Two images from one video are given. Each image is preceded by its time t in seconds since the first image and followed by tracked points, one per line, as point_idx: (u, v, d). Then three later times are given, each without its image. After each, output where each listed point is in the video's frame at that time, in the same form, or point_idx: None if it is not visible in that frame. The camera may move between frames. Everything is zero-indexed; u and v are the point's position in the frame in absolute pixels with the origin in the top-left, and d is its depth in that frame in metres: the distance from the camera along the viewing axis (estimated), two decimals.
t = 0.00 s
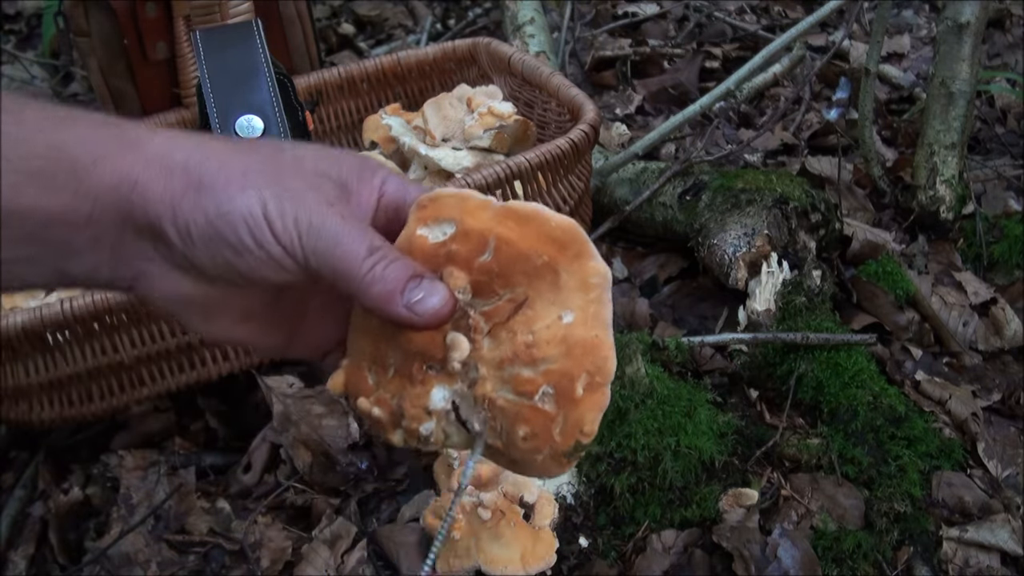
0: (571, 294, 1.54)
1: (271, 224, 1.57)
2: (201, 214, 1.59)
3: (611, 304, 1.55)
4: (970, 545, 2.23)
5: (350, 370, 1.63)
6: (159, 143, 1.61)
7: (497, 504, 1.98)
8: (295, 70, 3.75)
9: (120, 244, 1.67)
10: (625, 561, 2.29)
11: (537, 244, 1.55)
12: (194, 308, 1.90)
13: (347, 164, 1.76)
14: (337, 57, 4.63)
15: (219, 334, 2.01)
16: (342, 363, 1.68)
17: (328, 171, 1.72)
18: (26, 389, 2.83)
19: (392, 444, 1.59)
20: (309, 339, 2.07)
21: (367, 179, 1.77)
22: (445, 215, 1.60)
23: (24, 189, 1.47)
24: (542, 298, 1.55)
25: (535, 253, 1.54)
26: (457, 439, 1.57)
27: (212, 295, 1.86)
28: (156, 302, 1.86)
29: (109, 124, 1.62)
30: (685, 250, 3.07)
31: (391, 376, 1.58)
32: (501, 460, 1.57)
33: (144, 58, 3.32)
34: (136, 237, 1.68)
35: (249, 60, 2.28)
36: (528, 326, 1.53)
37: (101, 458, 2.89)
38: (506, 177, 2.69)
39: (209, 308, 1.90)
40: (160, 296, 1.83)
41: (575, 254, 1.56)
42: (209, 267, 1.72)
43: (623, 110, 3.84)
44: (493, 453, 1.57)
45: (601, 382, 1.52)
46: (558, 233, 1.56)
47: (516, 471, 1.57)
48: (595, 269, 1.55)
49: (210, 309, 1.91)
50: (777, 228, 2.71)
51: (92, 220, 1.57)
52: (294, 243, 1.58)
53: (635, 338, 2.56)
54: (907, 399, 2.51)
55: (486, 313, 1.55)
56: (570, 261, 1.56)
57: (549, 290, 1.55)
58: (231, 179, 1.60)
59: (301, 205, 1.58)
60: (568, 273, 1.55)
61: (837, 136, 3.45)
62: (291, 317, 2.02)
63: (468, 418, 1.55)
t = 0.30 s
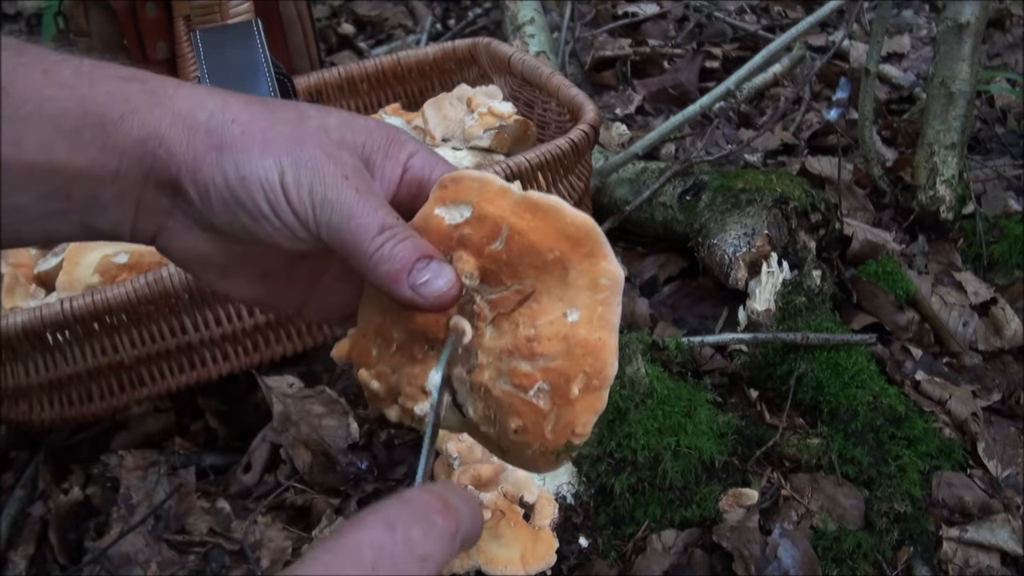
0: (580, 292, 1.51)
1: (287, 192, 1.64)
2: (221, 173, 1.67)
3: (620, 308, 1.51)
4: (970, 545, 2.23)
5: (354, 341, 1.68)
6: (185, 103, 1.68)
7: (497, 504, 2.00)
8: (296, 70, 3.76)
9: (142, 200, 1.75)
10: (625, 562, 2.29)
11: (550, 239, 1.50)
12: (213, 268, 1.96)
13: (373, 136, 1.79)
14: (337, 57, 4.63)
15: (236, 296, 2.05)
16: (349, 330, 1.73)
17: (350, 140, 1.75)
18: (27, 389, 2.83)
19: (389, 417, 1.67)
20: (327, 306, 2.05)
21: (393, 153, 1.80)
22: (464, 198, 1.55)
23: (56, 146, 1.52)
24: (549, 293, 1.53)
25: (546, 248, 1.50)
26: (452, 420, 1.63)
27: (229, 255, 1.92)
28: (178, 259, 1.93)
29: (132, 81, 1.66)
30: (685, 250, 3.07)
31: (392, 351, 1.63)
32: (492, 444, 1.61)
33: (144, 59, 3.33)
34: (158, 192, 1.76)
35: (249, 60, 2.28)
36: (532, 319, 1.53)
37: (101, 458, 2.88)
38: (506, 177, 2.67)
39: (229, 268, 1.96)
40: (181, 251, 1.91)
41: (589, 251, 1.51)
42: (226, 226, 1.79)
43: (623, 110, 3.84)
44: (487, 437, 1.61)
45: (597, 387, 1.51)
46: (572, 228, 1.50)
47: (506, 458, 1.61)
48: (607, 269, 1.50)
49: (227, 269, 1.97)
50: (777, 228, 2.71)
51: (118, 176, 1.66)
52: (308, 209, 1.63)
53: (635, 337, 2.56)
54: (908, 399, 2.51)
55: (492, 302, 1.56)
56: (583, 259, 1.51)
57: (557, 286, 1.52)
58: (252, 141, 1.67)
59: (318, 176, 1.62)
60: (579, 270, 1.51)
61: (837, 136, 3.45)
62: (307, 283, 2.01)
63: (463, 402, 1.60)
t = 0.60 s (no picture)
0: (592, 263, 1.53)
1: (297, 169, 1.64)
2: (232, 151, 1.65)
3: (632, 279, 1.53)
4: (970, 545, 2.24)
5: (363, 323, 1.64)
6: (194, 82, 1.65)
7: (498, 504, 1.99)
8: (296, 70, 3.76)
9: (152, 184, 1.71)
10: (625, 562, 2.30)
11: (561, 209, 1.55)
12: (223, 252, 1.95)
13: (383, 115, 1.88)
14: (337, 57, 4.63)
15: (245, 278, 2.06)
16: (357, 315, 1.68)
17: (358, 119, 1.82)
18: (26, 389, 2.83)
19: (401, 401, 1.60)
20: (337, 289, 2.17)
21: (403, 131, 1.90)
22: (473, 173, 1.62)
23: (67, 129, 1.48)
24: (562, 265, 1.55)
25: (558, 218, 1.54)
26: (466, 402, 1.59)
27: (239, 238, 1.92)
28: (186, 245, 1.90)
29: (141, 63, 1.62)
30: (685, 250, 3.07)
31: (405, 331, 1.61)
32: (505, 427, 1.57)
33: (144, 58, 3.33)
34: (168, 174, 1.71)
35: (248, 60, 2.28)
36: (544, 292, 1.54)
37: (101, 458, 2.89)
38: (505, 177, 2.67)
39: (240, 253, 1.97)
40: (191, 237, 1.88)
41: (600, 222, 1.55)
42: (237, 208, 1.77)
43: (623, 110, 3.84)
44: (501, 418, 1.58)
45: (612, 358, 1.50)
46: (584, 200, 1.55)
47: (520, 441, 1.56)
48: (618, 240, 1.54)
49: (237, 252, 1.97)
50: (777, 228, 2.71)
51: (128, 159, 1.61)
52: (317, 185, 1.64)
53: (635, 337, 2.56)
54: (908, 399, 2.51)
55: (504, 276, 1.57)
56: (594, 230, 1.54)
57: (569, 257, 1.54)
58: (263, 118, 1.67)
59: (327, 154, 1.63)
60: (591, 241, 1.54)
61: (837, 136, 3.45)
62: (317, 267, 2.10)
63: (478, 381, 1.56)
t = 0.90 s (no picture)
0: (596, 255, 1.58)
1: (292, 200, 1.75)
2: (223, 189, 1.78)
3: (634, 265, 1.59)
4: (970, 545, 2.24)
5: (372, 349, 1.69)
6: (176, 128, 1.76)
7: (498, 504, 1.98)
8: (296, 70, 3.76)
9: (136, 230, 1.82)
10: (625, 562, 2.30)
11: (558, 207, 1.59)
12: (216, 294, 2.06)
13: (364, 142, 1.94)
14: (337, 57, 4.62)
15: (240, 320, 2.16)
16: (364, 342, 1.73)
17: (346, 148, 1.91)
18: (26, 389, 2.83)
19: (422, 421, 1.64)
20: (332, 317, 2.20)
21: (385, 156, 1.95)
22: (465, 185, 1.65)
23: (43, 178, 1.58)
24: (568, 262, 1.58)
25: (557, 216, 1.59)
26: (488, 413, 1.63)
27: (231, 277, 2.04)
28: (178, 290, 2.02)
29: (123, 110, 1.73)
30: (685, 250, 3.07)
31: (416, 351, 1.65)
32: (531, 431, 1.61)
33: (144, 58, 3.33)
34: (153, 221, 1.84)
35: (249, 60, 2.28)
36: (555, 289, 1.57)
37: (101, 458, 2.89)
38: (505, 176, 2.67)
39: (231, 295, 2.08)
40: (183, 280, 2.01)
41: (596, 215, 1.60)
42: (231, 242, 1.89)
43: (623, 110, 3.84)
44: (524, 423, 1.61)
45: (629, 343, 1.56)
46: (578, 196, 1.60)
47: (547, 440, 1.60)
48: (616, 230, 1.59)
49: (231, 293, 2.08)
50: (777, 228, 2.71)
51: (109, 207, 1.72)
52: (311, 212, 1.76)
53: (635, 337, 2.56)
54: (908, 399, 2.51)
55: (512, 279, 1.61)
56: (593, 223, 1.60)
57: (574, 253, 1.58)
58: (251, 153, 1.78)
59: (322, 182, 1.75)
60: (593, 235, 1.59)
61: (837, 136, 3.45)
62: (311, 303, 2.19)
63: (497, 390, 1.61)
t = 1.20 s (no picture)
0: (601, 210, 1.65)
1: (290, 175, 1.78)
2: (219, 170, 1.79)
3: (639, 217, 1.66)
4: (970, 545, 2.24)
5: (380, 330, 1.74)
6: (168, 118, 1.79)
7: (497, 504, 1.97)
8: (296, 70, 3.76)
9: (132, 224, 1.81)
10: (625, 562, 2.30)
11: (558, 163, 1.66)
12: (212, 288, 2.06)
13: (359, 125, 2.04)
14: (337, 57, 4.62)
15: (239, 317, 2.15)
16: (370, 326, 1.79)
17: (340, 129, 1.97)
18: (26, 389, 2.83)
19: (434, 396, 1.67)
20: (329, 316, 2.27)
21: (380, 137, 2.08)
22: (463, 154, 1.71)
23: (30, 167, 1.58)
24: (572, 218, 1.65)
25: (558, 172, 1.65)
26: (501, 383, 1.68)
27: (229, 267, 2.04)
28: (173, 286, 2.00)
29: (111, 104, 1.76)
30: (685, 250, 3.06)
31: (424, 324, 1.70)
32: (547, 393, 1.67)
33: (144, 58, 3.33)
34: (150, 213, 1.83)
35: (248, 60, 2.28)
36: (562, 245, 1.63)
37: (101, 458, 2.89)
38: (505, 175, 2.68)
39: (228, 288, 2.08)
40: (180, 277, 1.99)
41: (598, 168, 1.66)
42: (230, 226, 1.90)
43: (623, 110, 3.84)
44: (539, 388, 1.67)
45: (642, 292, 1.63)
46: (577, 152, 1.67)
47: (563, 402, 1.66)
48: (617, 183, 1.66)
49: (228, 286, 2.07)
50: (777, 228, 2.71)
51: (102, 197, 1.71)
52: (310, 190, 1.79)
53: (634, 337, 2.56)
54: (908, 399, 2.51)
55: (517, 240, 1.66)
56: (595, 177, 1.66)
57: (579, 209, 1.65)
58: (243, 136, 1.81)
59: (317, 156, 1.78)
60: (596, 190, 1.66)
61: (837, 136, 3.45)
62: (308, 292, 2.21)
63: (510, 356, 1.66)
